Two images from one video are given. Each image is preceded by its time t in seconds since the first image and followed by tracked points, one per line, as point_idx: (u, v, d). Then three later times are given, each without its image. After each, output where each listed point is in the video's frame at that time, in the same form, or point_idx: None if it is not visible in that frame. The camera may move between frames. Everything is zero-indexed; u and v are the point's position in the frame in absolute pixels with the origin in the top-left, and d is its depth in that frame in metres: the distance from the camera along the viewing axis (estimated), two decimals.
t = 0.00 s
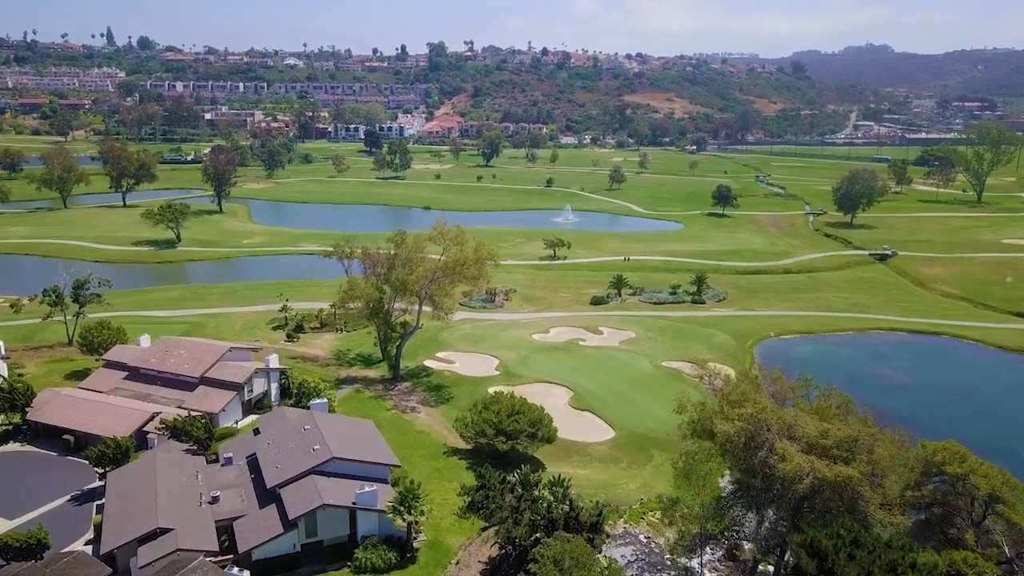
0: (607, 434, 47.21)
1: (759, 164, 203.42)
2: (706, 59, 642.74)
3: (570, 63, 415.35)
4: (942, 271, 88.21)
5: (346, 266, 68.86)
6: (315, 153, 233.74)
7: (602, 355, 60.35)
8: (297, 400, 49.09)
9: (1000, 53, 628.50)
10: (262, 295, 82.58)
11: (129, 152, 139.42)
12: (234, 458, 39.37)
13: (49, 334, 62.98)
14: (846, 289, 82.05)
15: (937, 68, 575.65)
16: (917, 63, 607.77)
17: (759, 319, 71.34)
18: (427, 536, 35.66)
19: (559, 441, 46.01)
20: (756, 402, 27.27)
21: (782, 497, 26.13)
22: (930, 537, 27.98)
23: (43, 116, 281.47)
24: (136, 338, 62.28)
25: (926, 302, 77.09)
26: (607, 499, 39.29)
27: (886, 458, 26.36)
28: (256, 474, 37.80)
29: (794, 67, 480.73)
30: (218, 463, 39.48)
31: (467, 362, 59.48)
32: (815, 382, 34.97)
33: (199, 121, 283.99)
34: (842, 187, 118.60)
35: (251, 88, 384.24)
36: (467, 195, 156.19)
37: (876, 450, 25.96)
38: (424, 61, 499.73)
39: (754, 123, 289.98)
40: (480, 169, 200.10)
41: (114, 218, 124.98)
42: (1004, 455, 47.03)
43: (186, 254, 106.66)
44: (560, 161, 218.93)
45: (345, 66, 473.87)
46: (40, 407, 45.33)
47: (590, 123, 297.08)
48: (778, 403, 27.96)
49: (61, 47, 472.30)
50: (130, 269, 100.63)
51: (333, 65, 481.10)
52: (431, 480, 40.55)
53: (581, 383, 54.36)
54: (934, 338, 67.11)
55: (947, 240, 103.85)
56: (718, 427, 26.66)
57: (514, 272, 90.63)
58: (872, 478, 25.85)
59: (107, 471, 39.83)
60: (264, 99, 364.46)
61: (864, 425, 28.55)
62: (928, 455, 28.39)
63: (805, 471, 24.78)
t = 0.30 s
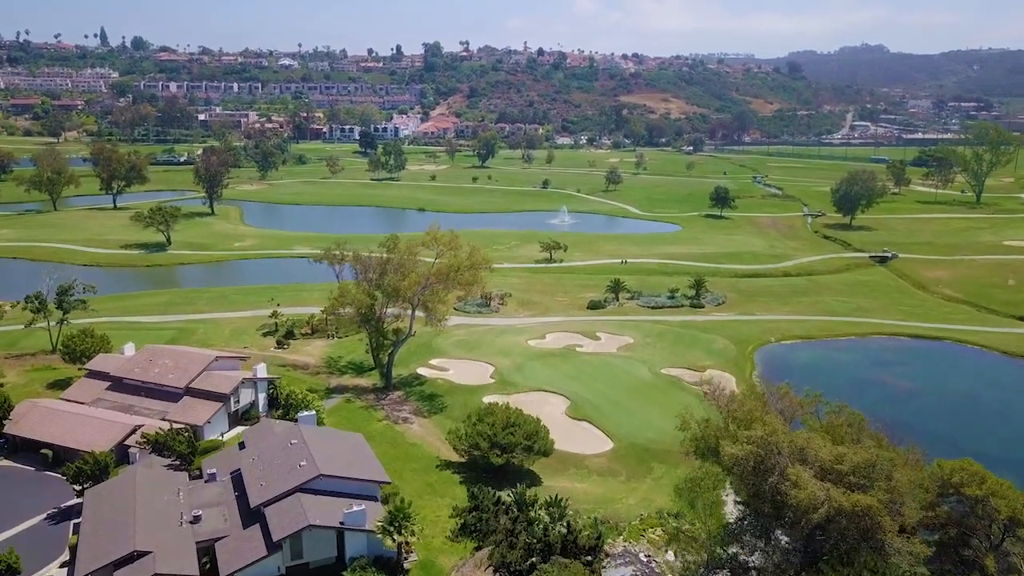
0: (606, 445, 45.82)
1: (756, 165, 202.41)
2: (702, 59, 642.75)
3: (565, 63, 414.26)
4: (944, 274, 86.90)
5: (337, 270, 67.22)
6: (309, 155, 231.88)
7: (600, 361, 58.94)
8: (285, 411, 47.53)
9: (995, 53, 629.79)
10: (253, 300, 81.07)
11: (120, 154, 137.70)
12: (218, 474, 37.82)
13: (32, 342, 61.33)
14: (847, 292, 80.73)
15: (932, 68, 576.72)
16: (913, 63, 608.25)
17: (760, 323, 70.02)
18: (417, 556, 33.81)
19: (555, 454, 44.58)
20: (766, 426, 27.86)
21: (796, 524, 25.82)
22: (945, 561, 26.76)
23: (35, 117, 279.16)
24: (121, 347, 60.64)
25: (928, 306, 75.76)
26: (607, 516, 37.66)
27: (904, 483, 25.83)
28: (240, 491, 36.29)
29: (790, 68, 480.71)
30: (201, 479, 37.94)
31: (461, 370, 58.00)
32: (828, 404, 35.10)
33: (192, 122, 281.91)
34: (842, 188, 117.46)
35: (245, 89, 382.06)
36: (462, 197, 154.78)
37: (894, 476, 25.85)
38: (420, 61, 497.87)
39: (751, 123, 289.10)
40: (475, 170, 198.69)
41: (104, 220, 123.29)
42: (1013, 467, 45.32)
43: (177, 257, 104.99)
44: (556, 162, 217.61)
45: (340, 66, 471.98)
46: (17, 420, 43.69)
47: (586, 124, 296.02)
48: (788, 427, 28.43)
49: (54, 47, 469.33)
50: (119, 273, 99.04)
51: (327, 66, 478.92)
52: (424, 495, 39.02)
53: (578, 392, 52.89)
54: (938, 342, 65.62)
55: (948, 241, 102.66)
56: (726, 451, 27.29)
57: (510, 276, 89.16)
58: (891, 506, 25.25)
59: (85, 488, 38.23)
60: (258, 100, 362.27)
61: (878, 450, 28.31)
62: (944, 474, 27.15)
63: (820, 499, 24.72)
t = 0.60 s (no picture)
0: (601, 456, 44.62)
1: (749, 166, 201.93)
2: (694, 59, 643.66)
3: (558, 64, 413.36)
4: (941, 276, 86.05)
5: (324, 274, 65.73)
6: (299, 156, 229.99)
7: (594, 367, 57.74)
8: (269, 422, 46.12)
9: (984, 54, 633.19)
10: (240, 305, 79.63)
11: (106, 155, 135.65)
12: (198, 490, 36.45)
13: (11, 350, 59.69)
14: (843, 295, 79.81)
15: (923, 68, 579.26)
16: (904, 63, 610.63)
17: (755, 327, 69.00)
18: None
19: (549, 465, 43.35)
20: (773, 447, 26.99)
21: (807, 550, 24.91)
22: None
23: (22, 118, 276.20)
24: (103, 355, 59.10)
25: (925, 309, 74.86)
26: (602, 530, 36.52)
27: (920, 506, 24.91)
28: (220, 509, 34.91)
29: (782, 68, 481.82)
30: (180, 495, 36.50)
31: (451, 377, 56.68)
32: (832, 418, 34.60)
33: (182, 122, 279.43)
34: (835, 189, 116.76)
35: (236, 89, 379.36)
36: (454, 198, 153.45)
37: (908, 500, 24.93)
38: (411, 61, 496.08)
39: (743, 123, 288.89)
40: (467, 171, 197.29)
41: (90, 223, 121.36)
42: (1012, 476, 44.23)
43: (163, 261, 103.38)
44: (548, 163, 216.51)
45: (331, 66, 469.44)
46: None
47: (579, 124, 295.22)
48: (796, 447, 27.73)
49: (41, 47, 465.29)
50: (104, 276, 97.33)
51: (318, 66, 476.40)
52: (413, 510, 37.79)
53: (571, 400, 51.63)
54: (935, 346, 64.57)
55: (943, 242, 101.99)
56: (731, 473, 26.30)
57: (502, 278, 87.90)
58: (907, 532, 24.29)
59: (59, 505, 36.83)
60: (248, 100, 359.72)
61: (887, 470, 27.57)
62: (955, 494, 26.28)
63: (833, 526, 23.97)
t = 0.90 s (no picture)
0: (595, 467, 43.41)
1: (741, 166, 201.52)
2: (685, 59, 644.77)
3: (549, 64, 412.72)
4: (936, 278, 85.29)
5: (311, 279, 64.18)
6: (289, 156, 228.05)
7: (588, 374, 56.53)
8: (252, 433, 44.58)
9: (973, 54, 637.11)
10: (226, 310, 78.04)
11: (91, 157, 133.50)
12: (176, 508, 34.96)
13: None
14: (838, 297, 78.97)
15: (912, 68, 582.44)
16: (894, 63, 613.49)
17: (751, 331, 67.96)
18: None
19: (542, 477, 42.09)
20: (780, 471, 26.72)
21: None
22: None
23: (7, 118, 272.88)
24: (82, 364, 57.39)
25: (921, 311, 74.05)
26: (597, 546, 35.28)
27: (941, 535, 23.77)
28: (200, 528, 33.42)
29: (772, 69, 483.23)
30: (157, 513, 34.90)
31: (441, 384, 55.33)
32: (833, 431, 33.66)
33: (170, 123, 276.71)
34: (829, 190, 116.15)
35: (225, 89, 376.24)
36: (445, 199, 152.07)
37: (925, 529, 23.96)
38: (402, 61, 494.38)
39: (735, 123, 288.95)
40: (458, 171, 195.85)
41: (74, 225, 119.30)
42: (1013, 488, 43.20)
43: (149, 264, 101.57)
44: (540, 164, 215.27)
45: (321, 66, 466.80)
46: None
47: (570, 125, 294.46)
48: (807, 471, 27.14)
49: (28, 47, 460.87)
50: (88, 280, 95.46)
51: (308, 66, 473.97)
52: (400, 526, 36.43)
53: (564, 408, 50.41)
54: (933, 349, 63.64)
55: (937, 243, 101.44)
56: (736, 499, 26.30)
57: (493, 282, 86.58)
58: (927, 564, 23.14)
59: (30, 524, 35.44)
60: (237, 100, 357.12)
61: (902, 494, 26.63)
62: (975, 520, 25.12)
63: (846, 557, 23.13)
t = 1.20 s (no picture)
0: (589, 479, 42.20)
1: (733, 166, 200.93)
2: (675, 60, 645.46)
3: (540, 64, 411.81)
4: (932, 279, 84.57)
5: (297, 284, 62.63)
6: (278, 157, 226.05)
7: (581, 381, 55.36)
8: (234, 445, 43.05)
9: (961, 54, 640.71)
10: (212, 315, 76.47)
11: (75, 158, 131.38)
12: (154, 527, 33.41)
13: None
14: (834, 300, 78.06)
15: (902, 68, 585.00)
16: (883, 63, 616.20)
17: (746, 336, 66.90)
18: None
19: (535, 490, 40.76)
20: (785, 496, 25.80)
21: None
22: None
23: None
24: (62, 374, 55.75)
25: (917, 314, 73.21)
26: (593, 562, 34.24)
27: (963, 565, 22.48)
28: (178, 549, 31.85)
29: (763, 69, 484.44)
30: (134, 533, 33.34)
31: (431, 392, 54.00)
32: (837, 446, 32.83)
33: (158, 123, 274.03)
34: (822, 191, 115.45)
35: (213, 90, 373.23)
36: (436, 201, 150.70)
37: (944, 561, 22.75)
38: (392, 62, 492.33)
39: (726, 123, 288.86)
40: (449, 172, 194.55)
41: (58, 229, 117.21)
42: (1014, 496, 42.16)
43: (135, 267, 99.79)
44: (531, 164, 214.17)
45: (310, 67, 464.02)
46: None
47: (562, 125, 293.56)
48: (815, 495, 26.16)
49: (14, 48, 456.06)
50: (71, 284, 93.63)
51: (298, 66, 471.12)
52: (387, 544, 35.12)
53: (556, 416, 49.24)
54: (930, 353, 62.76)
55: (931, 244, 100.86)
56: (743, 526, 25.40)
57: (484, 285, 85.31)
58: None
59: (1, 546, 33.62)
60: (227, 100, 354.47)
61: (917, 519, 25.51)
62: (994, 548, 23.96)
63: None
